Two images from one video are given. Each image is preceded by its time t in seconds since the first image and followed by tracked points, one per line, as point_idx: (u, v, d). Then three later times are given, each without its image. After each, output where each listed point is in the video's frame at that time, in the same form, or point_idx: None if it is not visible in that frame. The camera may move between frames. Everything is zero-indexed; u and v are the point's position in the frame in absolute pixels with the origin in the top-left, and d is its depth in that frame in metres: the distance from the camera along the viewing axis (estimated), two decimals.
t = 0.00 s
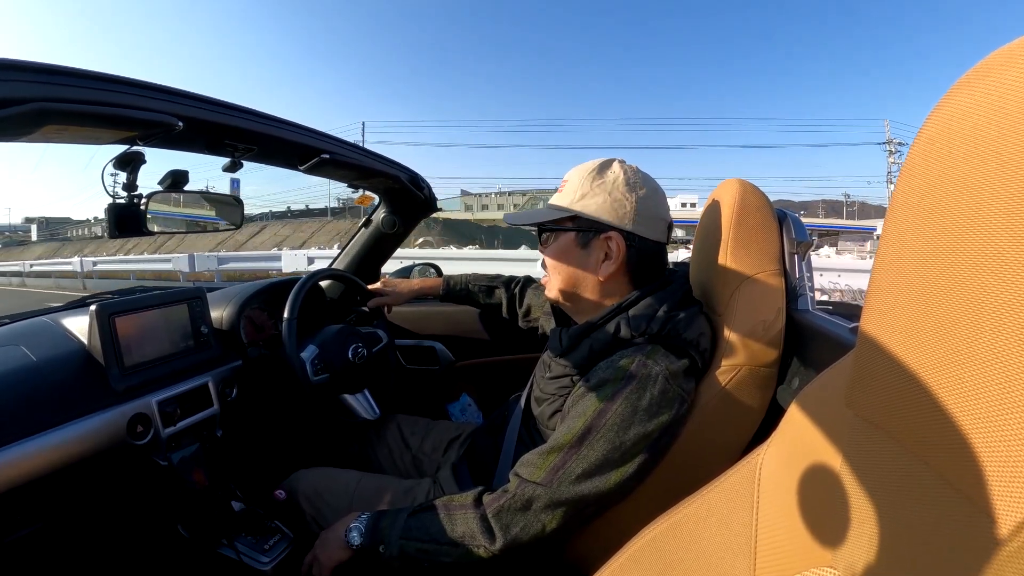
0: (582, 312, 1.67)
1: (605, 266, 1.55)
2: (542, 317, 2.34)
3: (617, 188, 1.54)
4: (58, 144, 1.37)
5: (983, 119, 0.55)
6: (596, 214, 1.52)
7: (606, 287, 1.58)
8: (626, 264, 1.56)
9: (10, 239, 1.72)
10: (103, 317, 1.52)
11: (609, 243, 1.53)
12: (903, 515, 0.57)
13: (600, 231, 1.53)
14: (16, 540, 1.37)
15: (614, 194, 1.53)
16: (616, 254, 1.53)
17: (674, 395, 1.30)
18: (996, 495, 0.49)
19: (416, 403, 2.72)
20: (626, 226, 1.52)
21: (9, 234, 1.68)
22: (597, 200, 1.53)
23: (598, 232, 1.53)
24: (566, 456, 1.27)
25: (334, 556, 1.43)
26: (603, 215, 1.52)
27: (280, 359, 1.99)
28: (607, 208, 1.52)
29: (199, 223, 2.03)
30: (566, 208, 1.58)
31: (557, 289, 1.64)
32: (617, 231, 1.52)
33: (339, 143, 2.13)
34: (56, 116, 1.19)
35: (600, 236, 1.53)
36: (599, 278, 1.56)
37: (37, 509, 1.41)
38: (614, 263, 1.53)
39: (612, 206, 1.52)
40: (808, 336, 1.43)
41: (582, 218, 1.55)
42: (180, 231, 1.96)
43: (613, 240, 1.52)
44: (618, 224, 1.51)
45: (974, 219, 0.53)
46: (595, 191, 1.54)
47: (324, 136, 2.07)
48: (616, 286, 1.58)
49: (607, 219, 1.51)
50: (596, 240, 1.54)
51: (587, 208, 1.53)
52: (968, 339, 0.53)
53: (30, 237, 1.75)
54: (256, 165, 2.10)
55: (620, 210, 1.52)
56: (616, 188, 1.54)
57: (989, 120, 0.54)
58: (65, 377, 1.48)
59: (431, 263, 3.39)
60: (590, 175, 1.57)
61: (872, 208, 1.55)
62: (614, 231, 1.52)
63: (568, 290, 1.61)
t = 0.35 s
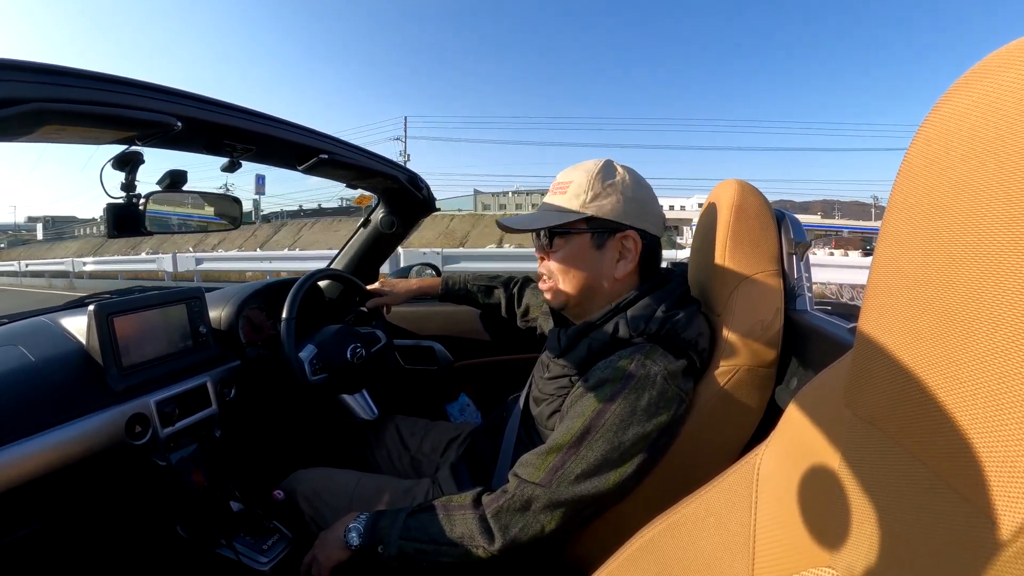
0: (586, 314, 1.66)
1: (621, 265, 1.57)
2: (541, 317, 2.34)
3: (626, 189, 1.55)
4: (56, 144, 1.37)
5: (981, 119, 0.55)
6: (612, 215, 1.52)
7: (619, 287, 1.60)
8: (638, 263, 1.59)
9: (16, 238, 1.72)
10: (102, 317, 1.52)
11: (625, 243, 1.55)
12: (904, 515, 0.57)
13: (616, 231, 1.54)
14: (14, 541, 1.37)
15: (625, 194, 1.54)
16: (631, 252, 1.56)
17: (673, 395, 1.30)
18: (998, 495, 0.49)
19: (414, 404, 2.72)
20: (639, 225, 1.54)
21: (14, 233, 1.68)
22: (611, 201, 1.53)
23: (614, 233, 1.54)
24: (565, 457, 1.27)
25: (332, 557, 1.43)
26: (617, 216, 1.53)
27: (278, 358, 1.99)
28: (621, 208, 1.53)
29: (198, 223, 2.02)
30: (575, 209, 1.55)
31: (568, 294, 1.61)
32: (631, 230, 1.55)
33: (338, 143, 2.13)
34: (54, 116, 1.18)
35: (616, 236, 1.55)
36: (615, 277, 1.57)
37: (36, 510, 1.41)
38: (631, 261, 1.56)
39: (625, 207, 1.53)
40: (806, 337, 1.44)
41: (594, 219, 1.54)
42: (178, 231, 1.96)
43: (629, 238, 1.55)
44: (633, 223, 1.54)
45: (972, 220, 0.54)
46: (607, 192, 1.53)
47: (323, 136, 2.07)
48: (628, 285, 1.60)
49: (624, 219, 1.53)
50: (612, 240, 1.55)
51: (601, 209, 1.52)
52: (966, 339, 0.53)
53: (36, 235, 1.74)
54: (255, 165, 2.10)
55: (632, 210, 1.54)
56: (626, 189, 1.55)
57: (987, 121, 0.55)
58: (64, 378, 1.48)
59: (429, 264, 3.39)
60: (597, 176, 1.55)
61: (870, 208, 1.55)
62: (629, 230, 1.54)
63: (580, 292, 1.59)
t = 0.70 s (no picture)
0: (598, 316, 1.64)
1: (646, 269, 1.60)
2: (540, 317, 2.34)
3: (649, 192, 1.59)
4: (54, 143, 1.37)
5: (980, 119, 0.55)
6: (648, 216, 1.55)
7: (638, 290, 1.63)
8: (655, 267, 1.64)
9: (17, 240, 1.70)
10: (100, 317, 1.51)
11: (652, 247, 1.59)
12: (904, 516, 0.57)
13: (647, 234, 1.57)
14: (13, 541, 1.37)
15: (651, 198, 1.59)
16: (656, 256, 1.60)
17: (672, 395, 1.30)
18: (997, 495, 0.49)
19: (413, 404, 2.72)
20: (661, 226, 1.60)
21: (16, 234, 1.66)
22: (645, 204, 1.56)
23: (646, 236, 1.57)
24: (564, 456, 1.28)
25: (331, 557, 1.43)
26: (649, 218, 1.57)
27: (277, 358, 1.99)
28: (651, 212, 1.58)
29: (197, 223, 2.02)
30: (617, 208, 1.53)
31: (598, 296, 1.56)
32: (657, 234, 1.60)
33: (336, 142, 2.12)
34: (53, 115, 1.18)
35: (647, 241, 1.57)
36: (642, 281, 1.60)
37: (35, 510, 1.41)
38: (654, 264, 1.60)
39: (653, 210, 1.58)
40: (805, 337, 1.44)
41: (633, 221, 1.55)
42: (177, 231, 1.95)
43: (657, 242, 1.59)
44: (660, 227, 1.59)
45: (970, 219, 0.54)
46: (641, 195, 1.56)
47: (321, 136, 2.07)
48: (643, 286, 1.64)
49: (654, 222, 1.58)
50: (643, 244, 1.57)
51: (640, 212, 1.54)
52: (964, 339, 0.53)
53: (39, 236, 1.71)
54: (254, 165, 2.09)
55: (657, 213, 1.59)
56: (649, 192, 1.59)
57: (986, 121, 0.55)
58: (62, 378, 1.47)
59: (427, 263, 3.39)
60: (629, 177, 1.56)
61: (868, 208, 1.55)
62: (657, 234, 1.59)
63: (612, 295, 1.57)
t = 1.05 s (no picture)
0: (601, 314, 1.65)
1: (652, 269, 1.60)
2: (539, 317, 2.35)
3: (656, 192, 1.59)
4: (52, 143, 1.37)
5: (979, 118, 0.56)
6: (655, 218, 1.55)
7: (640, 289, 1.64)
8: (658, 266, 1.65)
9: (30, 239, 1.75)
10: (98, 317, 1.51)
11: (658, 247, 1.59)
12: (903, 516, 0.58)
13: (655, 234, 1.58)
14: (13, 541, 1.37)
15: (658, 198, 1.59)
16: (662, 257, 1.61)
17: (672, 394, 1.31)
18: (995, 493, 0.49)
19: (411, 403, 2.73)
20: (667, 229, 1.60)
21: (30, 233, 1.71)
22: (654, 204, 1.57)
23: (654, 236, 1.57)
24: (564, 455, 1.28)
25: (331, 557, 1.44)
26: (659, 219, 1.58)
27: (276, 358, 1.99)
28: (658, 212, 1.58)
29: (196, 223, 2.02)
30: (627, 208, 1.53)
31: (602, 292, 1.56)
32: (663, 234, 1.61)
33: (335, 142, 2.12)
34: (52, 115, 1.18)
35: (654, 241, 1.58)
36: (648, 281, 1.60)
37: (35, 510, 1.41)
38: (658, 265, 1.61)
39: (659, 210, 1.59)
40: (804, 336, 1.44)
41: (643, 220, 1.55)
42: (176, 231, 1.95)
43: (663, 244, 1.60)
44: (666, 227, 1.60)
45: (969, 218, 0.54)
46: (650, 195, 1.57)
47: (320, 136, 2.07)
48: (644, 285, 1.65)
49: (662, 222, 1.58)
50: (650, 244, 1.57)
51: (649, 212, 1.55)
52: (963, 338, 0.54)
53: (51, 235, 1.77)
54: (252, 164, 2.09)
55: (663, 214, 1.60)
56: (656, 192, 1.59)
57: (985, 121, 0.55)
58: (61, 378, 1.47)
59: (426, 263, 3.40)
60: (639, 178, 1.57)
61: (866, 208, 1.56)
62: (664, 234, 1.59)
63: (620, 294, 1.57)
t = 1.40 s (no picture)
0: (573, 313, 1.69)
1: (595, 266, 1.56)
2: (537, 317, 2.35)
3: (603, 190, 1.55)
4: (51, 144, 1.37)
5: (977, 120, 0.56)
6: (585, 215, 1.52)
7: (597, 288, 1.59)
8: (617, 264, 1.57)
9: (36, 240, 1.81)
10: (97, 317, 1.51)
11: (599, 244, 1.54)
12: (901, 518, 0.58)
13: (590, 232, 1.54)
14: (11, 541, 1.37)
15: (601, 195, 1.54)
16: (606, 253, 1.54)
17: (670, 395, 1.31)
18: (994, 494, 0.49)
19: (410, 404, 2.73)
20: (613, 225, 1.52)
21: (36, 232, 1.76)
22: (584, 202, 1.54)
23: (587, 234, 1.54)
24: (562, 456, 1.28)
25: (330, 558, 1.43)
26: (593, 216, 1.52)
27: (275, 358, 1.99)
28: (595, 209, 1.53)
29: (194, 223, 2.01)
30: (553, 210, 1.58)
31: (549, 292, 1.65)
32: (607, 232, 1.53)
33: (334, 142, 2.13)
34: (51, 115, 1.18)
35: (589, 237, 1.54)
36: (590, 279, 1.57)
37: (33, 509, 1.41)
38: (606, 262, 1.55)
39: (600, 207, 1.53)
40: (802, 337, 1.45)
41: (569, 220, 1.55)
42: (175, 231, 1.95)
43: (603, 240, 1.53)
44: (609, 225, 1.52)
45: (968, 220, 0.54)
46: (581, 193, 1.55)
47: (319, 136, 2.07)
48: (609, 283, 1.59)
49: (596, 220, 1.52)
50: (584, 241, 1.55)
51: (574, 210, 1.54)
52: (962, 339, 0.54)
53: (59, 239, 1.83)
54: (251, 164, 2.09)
55: (607, 211, 1.53)
56: (603, 189, 1.55)
57: (983, 123, 0.55)
58: (60, 377, 1.47)
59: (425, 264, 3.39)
60: (575, 178, 1.57)
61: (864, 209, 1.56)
62: (604, 231, 1.53)
63: (560, 291, 1.62)
